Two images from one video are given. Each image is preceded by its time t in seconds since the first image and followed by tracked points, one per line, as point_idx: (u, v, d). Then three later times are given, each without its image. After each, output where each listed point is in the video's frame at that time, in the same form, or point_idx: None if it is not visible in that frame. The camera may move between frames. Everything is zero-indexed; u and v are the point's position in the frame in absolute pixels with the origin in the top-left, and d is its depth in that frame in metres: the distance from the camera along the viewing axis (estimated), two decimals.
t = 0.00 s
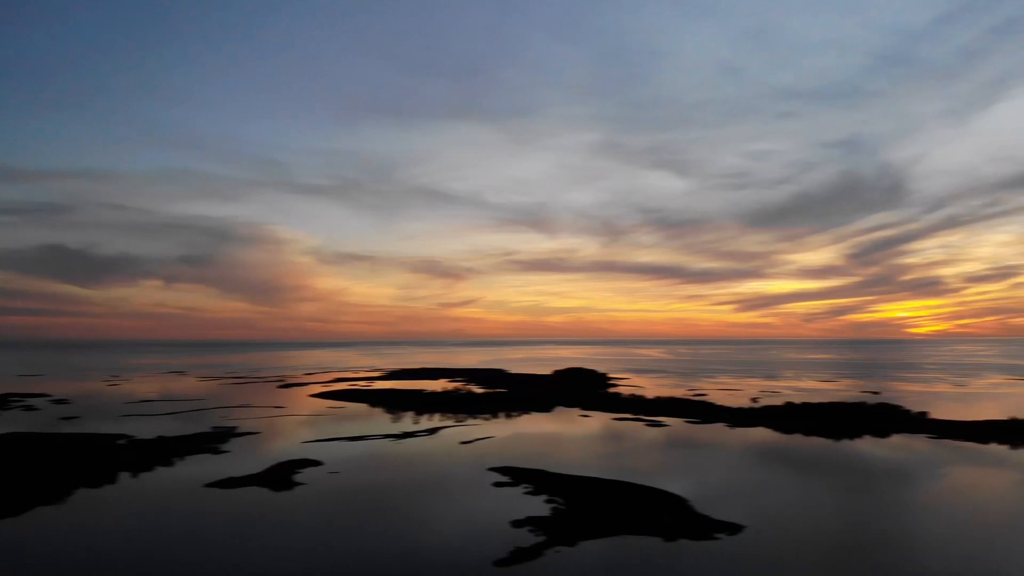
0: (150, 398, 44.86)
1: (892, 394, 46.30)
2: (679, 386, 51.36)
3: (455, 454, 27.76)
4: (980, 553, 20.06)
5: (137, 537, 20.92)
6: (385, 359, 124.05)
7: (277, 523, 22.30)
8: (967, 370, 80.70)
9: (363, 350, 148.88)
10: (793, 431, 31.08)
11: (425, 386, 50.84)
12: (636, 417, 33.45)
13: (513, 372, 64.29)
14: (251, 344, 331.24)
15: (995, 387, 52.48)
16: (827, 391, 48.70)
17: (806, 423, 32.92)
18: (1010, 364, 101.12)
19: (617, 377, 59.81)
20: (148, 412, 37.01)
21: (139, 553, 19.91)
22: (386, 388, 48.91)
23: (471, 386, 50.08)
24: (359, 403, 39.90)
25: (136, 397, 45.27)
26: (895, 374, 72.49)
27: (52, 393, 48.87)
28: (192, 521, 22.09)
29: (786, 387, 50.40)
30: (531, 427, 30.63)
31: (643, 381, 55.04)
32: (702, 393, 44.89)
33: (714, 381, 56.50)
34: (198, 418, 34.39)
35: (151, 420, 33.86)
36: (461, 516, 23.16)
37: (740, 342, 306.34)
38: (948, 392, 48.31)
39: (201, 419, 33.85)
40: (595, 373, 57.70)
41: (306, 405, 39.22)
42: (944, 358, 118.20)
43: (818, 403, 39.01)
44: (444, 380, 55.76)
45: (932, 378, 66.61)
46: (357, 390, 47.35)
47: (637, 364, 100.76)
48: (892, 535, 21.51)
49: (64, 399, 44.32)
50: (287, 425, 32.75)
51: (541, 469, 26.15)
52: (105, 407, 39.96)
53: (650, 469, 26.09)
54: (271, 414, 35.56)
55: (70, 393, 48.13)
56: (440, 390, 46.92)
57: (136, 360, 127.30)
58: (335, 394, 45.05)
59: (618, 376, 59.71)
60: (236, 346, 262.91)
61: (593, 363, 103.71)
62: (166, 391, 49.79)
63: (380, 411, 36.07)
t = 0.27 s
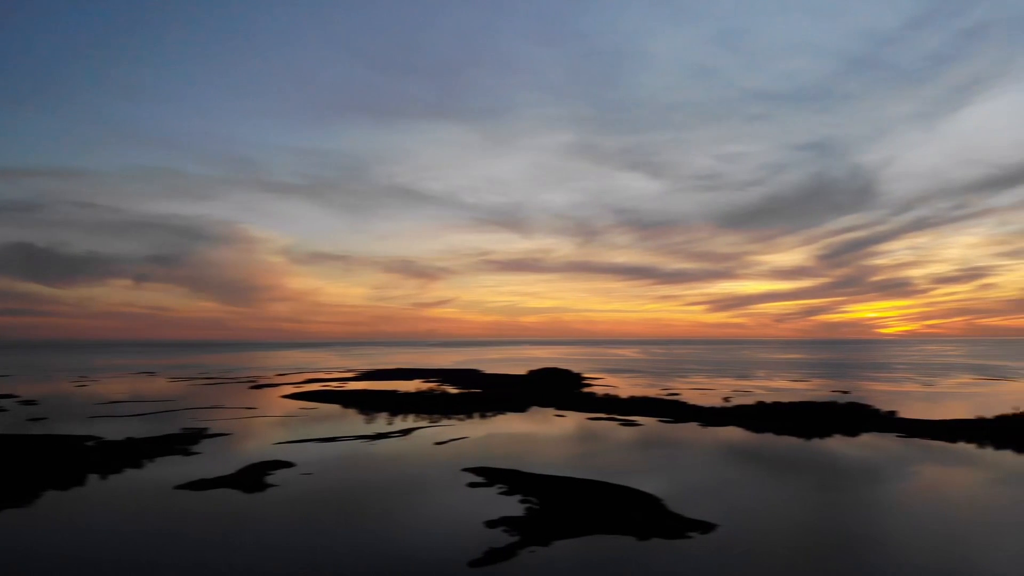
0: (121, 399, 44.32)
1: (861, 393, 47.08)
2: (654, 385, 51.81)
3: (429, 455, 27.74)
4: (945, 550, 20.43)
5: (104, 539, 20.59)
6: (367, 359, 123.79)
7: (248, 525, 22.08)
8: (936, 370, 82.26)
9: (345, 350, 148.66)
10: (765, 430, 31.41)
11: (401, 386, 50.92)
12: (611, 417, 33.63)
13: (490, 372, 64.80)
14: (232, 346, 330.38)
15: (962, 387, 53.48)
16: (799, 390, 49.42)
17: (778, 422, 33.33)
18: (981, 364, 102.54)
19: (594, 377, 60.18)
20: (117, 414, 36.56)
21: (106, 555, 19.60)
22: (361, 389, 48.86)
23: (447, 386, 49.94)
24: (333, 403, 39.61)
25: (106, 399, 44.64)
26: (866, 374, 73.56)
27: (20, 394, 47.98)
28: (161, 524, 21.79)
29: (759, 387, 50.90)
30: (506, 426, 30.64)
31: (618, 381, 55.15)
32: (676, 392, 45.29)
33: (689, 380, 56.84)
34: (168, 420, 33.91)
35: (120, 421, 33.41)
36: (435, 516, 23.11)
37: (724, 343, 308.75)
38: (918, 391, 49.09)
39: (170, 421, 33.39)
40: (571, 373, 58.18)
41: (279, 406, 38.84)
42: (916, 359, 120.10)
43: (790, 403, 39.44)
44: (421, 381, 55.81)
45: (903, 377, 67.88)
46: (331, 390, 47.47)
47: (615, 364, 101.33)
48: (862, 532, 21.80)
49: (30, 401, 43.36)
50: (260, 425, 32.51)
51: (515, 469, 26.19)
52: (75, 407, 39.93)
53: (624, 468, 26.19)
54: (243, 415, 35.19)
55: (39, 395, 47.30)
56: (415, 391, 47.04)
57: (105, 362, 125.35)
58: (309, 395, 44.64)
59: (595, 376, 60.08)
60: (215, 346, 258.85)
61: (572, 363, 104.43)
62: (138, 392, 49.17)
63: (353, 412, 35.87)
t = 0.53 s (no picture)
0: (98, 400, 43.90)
1: (839, 393, 47.65)
2: (635, 385, 52.14)
3: (409, 455, 27.72)
4: (921, 548, 20.65)
5: (80, 541, 20.37)
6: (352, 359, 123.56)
7: (227, 526, 21.93)
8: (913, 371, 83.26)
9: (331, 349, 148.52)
10: (744, 430, 31.64)
11: (383, 387, 50.91)
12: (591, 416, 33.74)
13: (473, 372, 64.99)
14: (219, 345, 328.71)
15: (939, 386, 54.13)
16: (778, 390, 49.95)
17: (758, 421, 33.62)
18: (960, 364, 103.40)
19: (576, 376, 60.49)
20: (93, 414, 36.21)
21: (81, 557, 19.38)
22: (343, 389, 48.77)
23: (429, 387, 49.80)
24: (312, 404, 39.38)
25: (83, 399, 44.18)
26: (846, 374, 74.21)
27: None
28: (138, 525, 21.58)
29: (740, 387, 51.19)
30: (486, 426, 30.66)
31: (600, 381, 55.18)
32: (657, 392, 45.60)
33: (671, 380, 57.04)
34: (145, 421, 33.54)
35: (96, 422, 33.07)
36: (415, 518, 23.07)
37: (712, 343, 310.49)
38: (895, 391, 49.76)
39: (147, 422, 33.06)
40: (553, 373, 58.51)
41: (258, 407, 38.53)
42: (897, 359, 121.33)
43: (770, 403, 39.75)
44: (404, 381, 55.86)
45: (881, 377, 68.80)
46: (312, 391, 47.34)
47: (598, 363, 101.86)
48: (839, 531, 22.01)
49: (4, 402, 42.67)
50: (239, 426, 32.33)
51: (495, 469, 26.22)
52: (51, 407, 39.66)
53: (603, 468, 26.30)
54: (221, 416, 34.90)
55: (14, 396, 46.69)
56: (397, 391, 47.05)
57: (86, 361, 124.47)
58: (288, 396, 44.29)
59: (577, 376, 60.37)
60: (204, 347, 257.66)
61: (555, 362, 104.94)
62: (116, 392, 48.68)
63: (333, 412, 35.68)
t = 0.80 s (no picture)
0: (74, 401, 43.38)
1: (817, 392, 48.21)
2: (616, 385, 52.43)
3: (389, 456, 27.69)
4: (897, 546, 20.89)
5: (54, 542, 20.10)
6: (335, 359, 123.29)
7: (205, 528, 21.74)
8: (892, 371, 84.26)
9: (315, 349, 147.96)
10: (724, 429, 31.89)
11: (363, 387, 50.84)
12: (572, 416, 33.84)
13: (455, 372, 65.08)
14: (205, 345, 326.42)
15: (916, 386, 54.81)
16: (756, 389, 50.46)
17: (737, 421, 33.88)
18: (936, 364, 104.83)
19: (557, 376, 60.77)
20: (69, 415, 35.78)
21: (56, 559, 19.12)
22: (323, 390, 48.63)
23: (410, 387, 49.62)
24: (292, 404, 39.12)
25: (58, 401, 43.60)
26: (826, 374, 74.93)
27: None
28: (115, 527, 21.35)
29: (720, 387, 51.54)
30: (467, 426, 30.68)
31: (581, 381, 55.25)
32: (637, 392, 45.88)
33: (652, 380, 57.24)
34: (122, 422, 33.18)
35: (72, 423, 32.67)
36: (396, 519, 23.01)
37: (700, 344, 312.02)
38: (871, 390, 50.45)
39: (124, 423, 32.71)
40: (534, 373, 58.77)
41: (237, 408, 38.23)
42: (877, 360, 122.64)
43: (750, 402, 40.07)
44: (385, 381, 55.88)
45: (858, 377, 69.70)
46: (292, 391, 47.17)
47: (579, 363, 102.27)
48: (817, 530, 22.21)
49: None
50: (218, 427, 32.12)
51: (476, 469, 26.23)
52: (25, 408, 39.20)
53: (584, 467, 26.39)
54: (200, 417, 34.60)
55: None
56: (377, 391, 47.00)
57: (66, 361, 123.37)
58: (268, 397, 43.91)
59: (558, 376, 60.63)
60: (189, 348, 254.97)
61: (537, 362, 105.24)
62: (92, 393, 48.10)
63: (313, 413, 35.50)
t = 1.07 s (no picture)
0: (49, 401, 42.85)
1: (795, 392, 48.79)
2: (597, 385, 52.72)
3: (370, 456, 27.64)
4: (873, 544, 21.16)
5: (29, 544, 19.86)
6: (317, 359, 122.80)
7: (183, 529, 21.56)
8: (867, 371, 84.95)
9: (298, 349, 147.20)
10: (704, 429, 32.16)
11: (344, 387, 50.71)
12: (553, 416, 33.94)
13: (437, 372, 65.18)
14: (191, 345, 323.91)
15: (892, 386, 55.59)
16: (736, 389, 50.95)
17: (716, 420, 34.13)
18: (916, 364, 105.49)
19: (539, 376, 61.00)
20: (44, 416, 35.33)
21: (30, 561, 18.90)
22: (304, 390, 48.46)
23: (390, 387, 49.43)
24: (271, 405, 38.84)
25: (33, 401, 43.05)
26: (805, 374, 75.80)
27: None
28: (91, 529, 21.14)
29: (700, 386, 51.85)
30: (448, 427, 30.69)
31: (562, 381, 55.32)
32: (617, 391, 46.15)
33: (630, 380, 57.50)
34: (97, 423, 32.74)
35: (47, 424, 32.26)
36: (375, 520, 22.91)
37: (687, 343, 313.77)
38: (848, 390, 51.17)
39: (100, 425, 32.30)
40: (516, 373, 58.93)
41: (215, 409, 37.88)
42: (856, 360, 123.89)
43: (729, 402, 40.42)
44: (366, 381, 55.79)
45: (836, 376, 70.60)
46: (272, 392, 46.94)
47: (560, 363, 102.66)
48: (796, 528, 22.39)
49: None
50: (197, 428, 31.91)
51: (457, 470, 26.22)
52: None
53: (564, 467, 26.48)
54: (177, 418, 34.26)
55: None
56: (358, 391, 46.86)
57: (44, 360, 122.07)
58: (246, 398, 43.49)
59: (540, 376, 60.87)
60: (173, 348, 252.35)
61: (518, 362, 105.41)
62: (68, 394, 47.50)
63: (293, 414, 35.31)
